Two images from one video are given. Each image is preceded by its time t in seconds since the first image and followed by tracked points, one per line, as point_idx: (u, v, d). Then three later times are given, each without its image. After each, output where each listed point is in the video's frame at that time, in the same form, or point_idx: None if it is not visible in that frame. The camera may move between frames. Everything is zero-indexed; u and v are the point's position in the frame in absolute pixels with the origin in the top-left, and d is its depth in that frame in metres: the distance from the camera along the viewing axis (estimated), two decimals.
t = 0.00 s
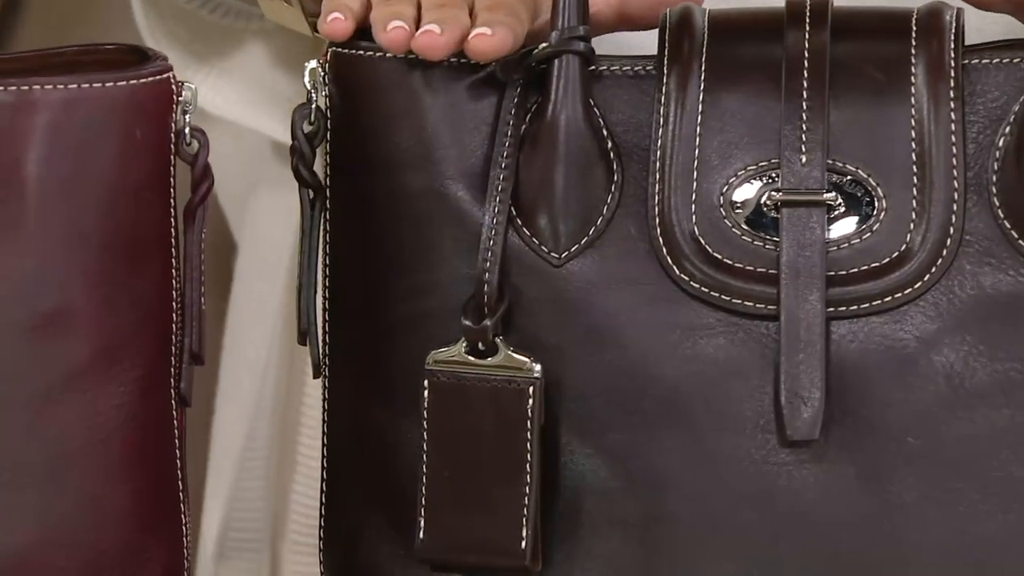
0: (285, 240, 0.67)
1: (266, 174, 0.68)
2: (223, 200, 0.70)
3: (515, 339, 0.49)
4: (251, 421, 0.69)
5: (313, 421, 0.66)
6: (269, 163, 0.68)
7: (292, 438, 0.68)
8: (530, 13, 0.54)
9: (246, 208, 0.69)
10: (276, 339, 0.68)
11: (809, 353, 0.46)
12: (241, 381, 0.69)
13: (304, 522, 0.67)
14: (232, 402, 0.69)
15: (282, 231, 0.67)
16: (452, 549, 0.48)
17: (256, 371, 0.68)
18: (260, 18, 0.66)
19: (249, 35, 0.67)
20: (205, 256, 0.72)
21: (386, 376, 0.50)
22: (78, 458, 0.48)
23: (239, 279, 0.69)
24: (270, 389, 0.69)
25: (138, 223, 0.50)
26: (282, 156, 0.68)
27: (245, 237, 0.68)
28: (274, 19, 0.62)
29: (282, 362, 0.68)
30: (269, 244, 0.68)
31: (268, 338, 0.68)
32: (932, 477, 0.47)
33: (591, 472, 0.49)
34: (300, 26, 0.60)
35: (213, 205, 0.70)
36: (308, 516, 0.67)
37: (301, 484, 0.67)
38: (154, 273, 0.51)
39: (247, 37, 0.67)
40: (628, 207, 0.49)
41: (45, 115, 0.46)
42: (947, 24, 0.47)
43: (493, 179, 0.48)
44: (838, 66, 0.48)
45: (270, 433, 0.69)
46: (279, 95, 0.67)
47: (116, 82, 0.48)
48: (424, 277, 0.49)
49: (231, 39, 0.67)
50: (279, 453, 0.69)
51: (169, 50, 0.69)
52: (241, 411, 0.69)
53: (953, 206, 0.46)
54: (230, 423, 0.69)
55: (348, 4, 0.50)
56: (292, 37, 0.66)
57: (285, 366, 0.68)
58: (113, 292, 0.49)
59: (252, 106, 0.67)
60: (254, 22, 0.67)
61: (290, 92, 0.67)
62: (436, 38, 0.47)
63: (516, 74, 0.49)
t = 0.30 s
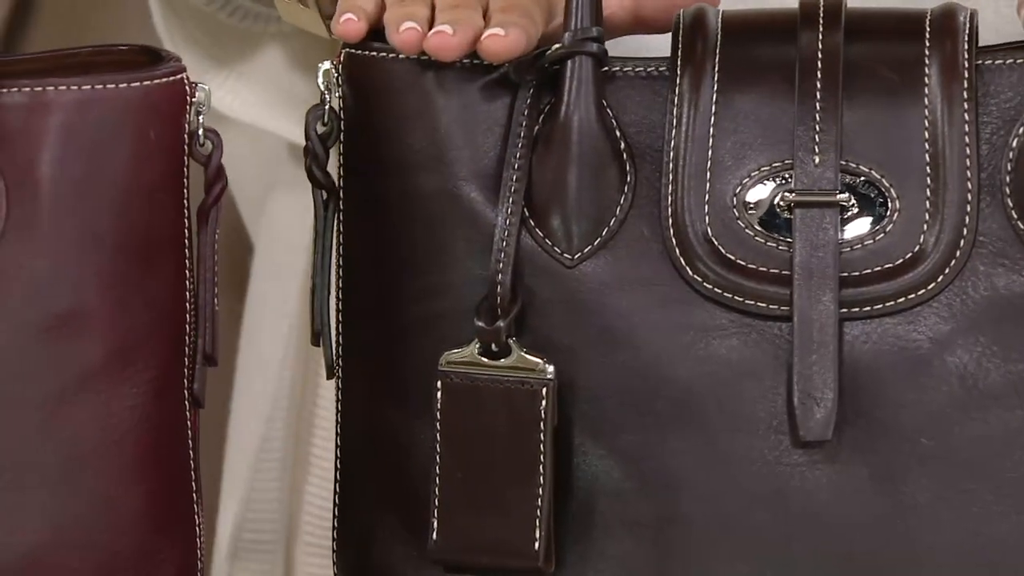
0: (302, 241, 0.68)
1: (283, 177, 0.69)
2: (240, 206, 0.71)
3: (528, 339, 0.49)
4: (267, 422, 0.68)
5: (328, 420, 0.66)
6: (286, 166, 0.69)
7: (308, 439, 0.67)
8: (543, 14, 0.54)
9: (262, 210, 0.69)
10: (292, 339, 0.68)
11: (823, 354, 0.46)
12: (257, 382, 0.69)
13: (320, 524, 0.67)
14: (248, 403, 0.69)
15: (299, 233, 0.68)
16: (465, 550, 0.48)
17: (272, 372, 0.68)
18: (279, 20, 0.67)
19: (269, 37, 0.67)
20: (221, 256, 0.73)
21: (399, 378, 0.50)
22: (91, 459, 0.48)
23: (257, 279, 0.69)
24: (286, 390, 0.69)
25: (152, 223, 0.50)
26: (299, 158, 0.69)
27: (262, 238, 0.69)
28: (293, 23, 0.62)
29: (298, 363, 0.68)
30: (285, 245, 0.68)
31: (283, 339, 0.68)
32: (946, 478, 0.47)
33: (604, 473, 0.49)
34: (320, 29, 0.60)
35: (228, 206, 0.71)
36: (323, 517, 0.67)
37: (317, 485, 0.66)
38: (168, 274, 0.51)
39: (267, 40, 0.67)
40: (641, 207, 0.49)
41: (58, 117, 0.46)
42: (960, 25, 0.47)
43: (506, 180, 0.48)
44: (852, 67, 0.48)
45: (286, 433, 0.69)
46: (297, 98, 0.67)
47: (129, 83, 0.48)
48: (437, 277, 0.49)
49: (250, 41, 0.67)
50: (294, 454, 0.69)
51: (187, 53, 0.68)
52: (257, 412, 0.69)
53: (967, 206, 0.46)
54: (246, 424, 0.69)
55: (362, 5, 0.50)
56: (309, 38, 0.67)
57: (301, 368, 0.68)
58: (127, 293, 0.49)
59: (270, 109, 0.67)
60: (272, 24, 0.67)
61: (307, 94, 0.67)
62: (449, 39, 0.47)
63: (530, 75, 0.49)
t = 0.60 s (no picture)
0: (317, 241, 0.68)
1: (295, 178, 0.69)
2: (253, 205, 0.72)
3: (541, 340, 0.49)
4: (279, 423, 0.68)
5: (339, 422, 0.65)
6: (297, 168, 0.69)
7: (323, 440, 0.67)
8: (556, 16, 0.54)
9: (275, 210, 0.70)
10: (306, 340, 0.68)
11: (835, 355, 0.46)
12: (271, 382, 0.69)
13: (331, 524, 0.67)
14: (262, 402, 0.69)
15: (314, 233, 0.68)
16: (477, 550, 0.48)
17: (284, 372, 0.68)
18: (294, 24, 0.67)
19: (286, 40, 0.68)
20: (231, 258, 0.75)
21: (412, 378, 0.50)
22: (104, 460, 0.48)
23: (271, 277, 0.69)
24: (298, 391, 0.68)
25: (165, 223, 0.50)
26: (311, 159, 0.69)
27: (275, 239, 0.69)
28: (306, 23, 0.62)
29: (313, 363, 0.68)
30: (300, 245, 0.68)
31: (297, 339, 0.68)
32: (959, 478, 0.47)
33: (616, 473, 0.49)
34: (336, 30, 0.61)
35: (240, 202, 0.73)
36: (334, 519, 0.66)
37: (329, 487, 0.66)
38: (180, 275, 0.51)
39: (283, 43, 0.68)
40: (653, 208, 0.49)
41: (71, 117, 0.47)
42: (973, 26, 0.47)
43: (519, 180, 0.48)
44: (865, 67, 0.48)
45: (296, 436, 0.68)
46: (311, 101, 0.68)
47: (142, 84, 0.48)
48: (450, 277, 0.49)
49: (264, 43, 0.68)
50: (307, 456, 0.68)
51: (199, 55, 0.68)
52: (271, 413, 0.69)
53: (980, 207, 0.46)
54: (260, 424, 0.69)
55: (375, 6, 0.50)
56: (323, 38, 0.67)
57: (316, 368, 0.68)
58: (140, 293, 0.49)
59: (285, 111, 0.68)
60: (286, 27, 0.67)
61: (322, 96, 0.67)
62: (462, 39, 0.47)
63: (542, 75, 0.49)
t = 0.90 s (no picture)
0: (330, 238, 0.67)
1: (308, 174, 0.68)
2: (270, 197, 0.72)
3: (554, 336, 0.49)
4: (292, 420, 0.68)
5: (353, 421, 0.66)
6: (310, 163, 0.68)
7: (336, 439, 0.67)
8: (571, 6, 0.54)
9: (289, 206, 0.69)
10: (318, 337, 0.67)
11: (848, 351, 0.46)
12: (283, 379, 0.69)
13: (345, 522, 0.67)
14: (273, 399, 0.69)
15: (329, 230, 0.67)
16: (490, 546, 0.48)
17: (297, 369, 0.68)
18: (297, 27, 0.66)
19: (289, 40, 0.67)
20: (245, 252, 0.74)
21: (426, 375, 0.50)
22: (118, 458, 0.48)
23: (284, 274, 0.68)
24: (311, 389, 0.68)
25: (179, 221, 0.50)
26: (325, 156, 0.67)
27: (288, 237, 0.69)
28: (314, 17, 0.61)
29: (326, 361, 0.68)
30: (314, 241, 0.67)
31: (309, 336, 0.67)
32: (972, 474, 0.47)
33: (630, 469, 0.49)
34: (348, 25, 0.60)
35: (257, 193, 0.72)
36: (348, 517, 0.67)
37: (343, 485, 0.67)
38: (195, 273, 0.51)
39: (286, 46, 0.67)
40: (667, 204, 0.49)
41: (84, 115, 0.47)
42: (988, 22, 0.47)
43: (532, 177, 0.48)
44: (880, 62, 0.47)
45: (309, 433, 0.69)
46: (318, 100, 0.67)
47: (156, 83, 0.48)
48: (464, 274, 0.49)
49: (266, 45, 0.67)
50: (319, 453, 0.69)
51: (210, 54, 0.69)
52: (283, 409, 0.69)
53: (994, 203, 0.46)
54: (272, 421, 0.69)
55: None
56: (328, 38, 0.67)
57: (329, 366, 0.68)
58: (152, 292, 0.49)
59: (291, 113, 0.67)
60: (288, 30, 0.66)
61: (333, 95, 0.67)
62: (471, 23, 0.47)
63: (555, 71, 0.48)
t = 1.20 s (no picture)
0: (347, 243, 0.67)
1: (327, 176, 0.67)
2: (292, 192, 0.68)
3: (569, 335, 0.49)
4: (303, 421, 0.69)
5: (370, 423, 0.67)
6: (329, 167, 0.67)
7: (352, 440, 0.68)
8: None
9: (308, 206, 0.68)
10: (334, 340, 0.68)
11: (863, 352, 0.46)
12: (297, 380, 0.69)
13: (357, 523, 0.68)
14: (286, 399, 0.69)
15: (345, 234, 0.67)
16: (505, 546, 0.48)
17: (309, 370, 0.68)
18: (313, 28, 0.66)
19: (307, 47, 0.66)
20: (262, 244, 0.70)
21: (440, 376, 0.50)
22: (135, 458, 0.48)
23: (299, 275, 0.68)
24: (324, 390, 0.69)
25: (196, 219, 0.50)
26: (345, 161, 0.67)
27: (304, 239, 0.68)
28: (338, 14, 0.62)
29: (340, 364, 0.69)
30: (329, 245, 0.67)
31: (324, 339, 0.68)
32: (987, 474, 0.47)
33: (645, 469, 0.49)
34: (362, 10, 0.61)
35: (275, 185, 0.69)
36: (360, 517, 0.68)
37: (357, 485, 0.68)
38: (211, 272, 0.51)
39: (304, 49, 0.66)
40: (682, 203, 0.49)
41: (101, 115, 0.47)
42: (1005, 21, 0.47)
43: (547, 176, 0.48)
44: (897, 61, 0.47)
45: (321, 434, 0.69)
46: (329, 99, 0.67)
47: (172, 82, 0.48)
48: (479, 274, 0.49)
49: (281, 49, 0.66)
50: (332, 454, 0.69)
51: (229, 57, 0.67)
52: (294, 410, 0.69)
53: (1010, 202, 0.46)
54: (283, 421, 0.69)
55: None
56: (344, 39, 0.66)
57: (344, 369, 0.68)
58: (167, 290, 0.49)
59: (306, 115, 0.67)
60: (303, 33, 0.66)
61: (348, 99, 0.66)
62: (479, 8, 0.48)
63: (572, 71, 0.48)
